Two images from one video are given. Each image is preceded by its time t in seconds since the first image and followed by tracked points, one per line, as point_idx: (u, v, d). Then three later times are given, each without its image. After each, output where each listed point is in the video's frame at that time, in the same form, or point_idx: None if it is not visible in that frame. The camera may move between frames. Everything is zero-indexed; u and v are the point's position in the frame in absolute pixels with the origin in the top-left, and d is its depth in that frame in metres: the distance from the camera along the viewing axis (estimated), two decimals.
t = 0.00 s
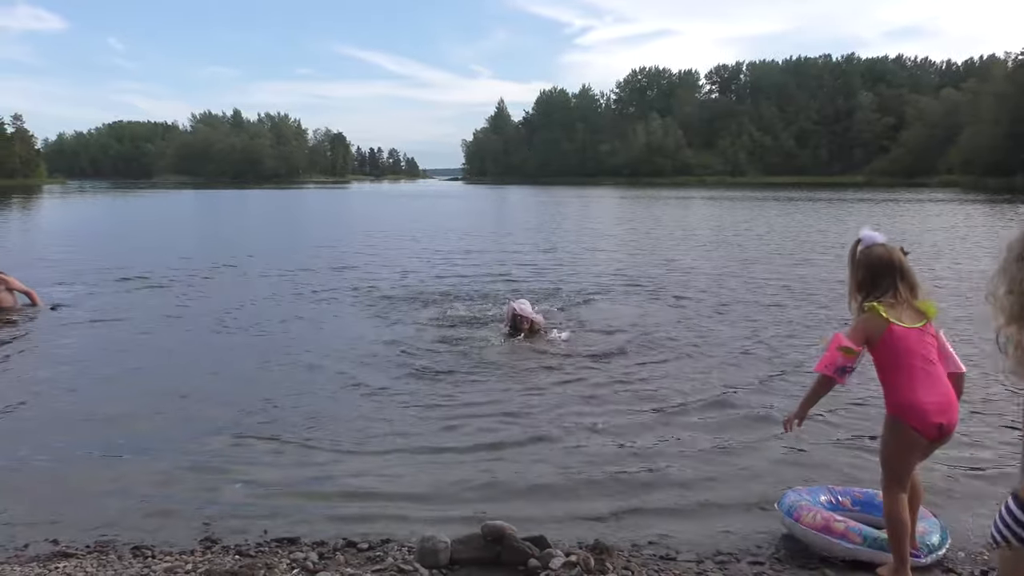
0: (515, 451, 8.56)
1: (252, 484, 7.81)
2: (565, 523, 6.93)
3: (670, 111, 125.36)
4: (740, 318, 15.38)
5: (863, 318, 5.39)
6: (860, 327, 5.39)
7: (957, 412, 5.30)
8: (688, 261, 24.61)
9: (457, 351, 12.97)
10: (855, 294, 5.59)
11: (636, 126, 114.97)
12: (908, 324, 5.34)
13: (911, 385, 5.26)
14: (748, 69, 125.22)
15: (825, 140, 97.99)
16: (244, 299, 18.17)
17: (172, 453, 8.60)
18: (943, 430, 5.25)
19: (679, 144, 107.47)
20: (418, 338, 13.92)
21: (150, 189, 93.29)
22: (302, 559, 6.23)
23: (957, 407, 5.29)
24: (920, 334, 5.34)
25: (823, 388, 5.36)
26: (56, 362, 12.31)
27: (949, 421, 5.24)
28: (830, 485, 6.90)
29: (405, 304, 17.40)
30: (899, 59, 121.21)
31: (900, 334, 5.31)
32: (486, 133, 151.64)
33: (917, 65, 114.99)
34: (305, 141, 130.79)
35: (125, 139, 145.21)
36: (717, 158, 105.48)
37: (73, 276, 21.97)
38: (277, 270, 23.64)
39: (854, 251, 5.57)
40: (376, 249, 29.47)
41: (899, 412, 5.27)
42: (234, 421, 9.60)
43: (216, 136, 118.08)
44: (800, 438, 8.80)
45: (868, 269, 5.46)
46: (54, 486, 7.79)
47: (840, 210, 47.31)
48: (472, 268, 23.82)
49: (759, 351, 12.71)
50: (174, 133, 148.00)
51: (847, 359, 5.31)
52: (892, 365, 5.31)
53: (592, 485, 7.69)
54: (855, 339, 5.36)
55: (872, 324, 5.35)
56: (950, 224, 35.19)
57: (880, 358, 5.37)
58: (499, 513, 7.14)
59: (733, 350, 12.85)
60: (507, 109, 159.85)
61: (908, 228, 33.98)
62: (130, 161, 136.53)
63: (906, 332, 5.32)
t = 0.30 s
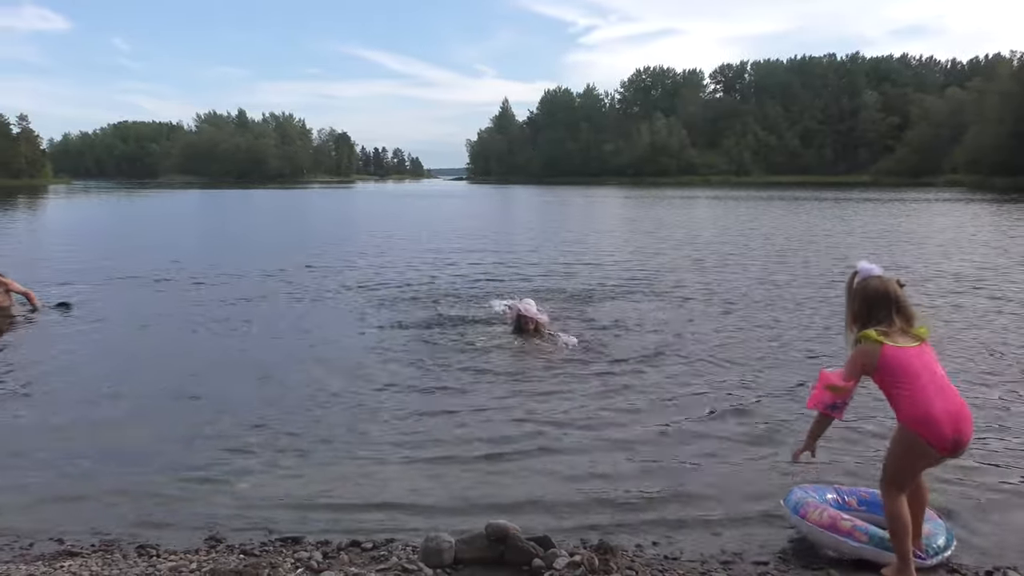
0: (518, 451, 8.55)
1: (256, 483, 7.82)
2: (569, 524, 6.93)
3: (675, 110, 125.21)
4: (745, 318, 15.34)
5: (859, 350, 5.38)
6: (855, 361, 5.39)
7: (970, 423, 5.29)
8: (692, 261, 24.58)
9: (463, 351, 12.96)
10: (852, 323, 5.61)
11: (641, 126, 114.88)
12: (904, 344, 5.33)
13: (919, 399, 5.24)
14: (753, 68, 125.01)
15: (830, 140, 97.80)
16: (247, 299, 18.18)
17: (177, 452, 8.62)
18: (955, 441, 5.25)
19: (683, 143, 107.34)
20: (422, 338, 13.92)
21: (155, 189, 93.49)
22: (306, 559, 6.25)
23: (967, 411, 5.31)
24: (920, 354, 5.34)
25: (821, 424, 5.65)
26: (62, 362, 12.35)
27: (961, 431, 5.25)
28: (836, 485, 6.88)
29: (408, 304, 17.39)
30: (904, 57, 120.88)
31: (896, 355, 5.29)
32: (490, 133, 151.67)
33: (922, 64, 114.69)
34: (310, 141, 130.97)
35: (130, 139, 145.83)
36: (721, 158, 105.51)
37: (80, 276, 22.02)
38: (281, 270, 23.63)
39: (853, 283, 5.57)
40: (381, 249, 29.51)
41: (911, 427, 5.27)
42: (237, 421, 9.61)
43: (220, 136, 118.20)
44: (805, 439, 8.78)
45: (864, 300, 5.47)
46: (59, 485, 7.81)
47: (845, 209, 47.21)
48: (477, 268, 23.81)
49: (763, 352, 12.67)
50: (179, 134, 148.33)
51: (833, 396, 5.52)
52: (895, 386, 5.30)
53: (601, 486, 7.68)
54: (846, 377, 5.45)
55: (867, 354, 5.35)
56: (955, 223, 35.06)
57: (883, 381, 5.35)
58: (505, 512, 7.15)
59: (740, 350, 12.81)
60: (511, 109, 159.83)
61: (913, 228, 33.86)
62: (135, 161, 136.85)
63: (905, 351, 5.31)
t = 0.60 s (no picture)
0: (526, 451, 8.55)
1: (265, 483, 7.84)
2: (578, 522, 6.93)
3: (684, 109, 124.79)
4: (756, 318, 15.26)
5: (865, 405, 5.82)
6: (861, 416, 5.82)
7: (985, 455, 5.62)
8: (702, 260, 24.48)
9: (472, 350, 12.96)
10: (856, 383, 6.06)
11: (650, 125, 114.56)
12: (905, 392, 5.76)
13: (933, 436, 5.58)
14: (762, 67, 124.58)
15: (840, 138, 97.30)
16: (257, 299, 18.18)
17: (188, 451, 8.65)
18: (974, 473, 5.56)
19: (693, 142, 107.04)
20: (430, 338, 13.90)
21: (165, 189, 93.65)
22: (317, 557, 6.27)
23: (983, 441, 5.63)
24: (926, 399, 5.74)
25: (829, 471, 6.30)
26: (73, 361, 12.39)
27: (978, 462, 5.57)
28: (847, 486, 6.85)
29: (417, 303, 17.39)
30: (915, 55, 120.21)
31: (900, 403, 5.70)
32: (499, 132, 151.60)
33: (933, 62, 114.06)
34: (319, 141, 131.09)
35: (140, 140, 146.45)
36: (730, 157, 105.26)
37: (89, 276, 22.04)
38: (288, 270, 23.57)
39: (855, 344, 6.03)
40: (389, 249, 29.53)
41: (931, 463, 5.59)
42: (248, 420, 9.64)
43: (230, 136, 118.17)
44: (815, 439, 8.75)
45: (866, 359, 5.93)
46: (72, 483, 7.86)
47: (855, 208, 46.94)
48: (485, 267, 23.76)
49: (773, 351, 12.62)
50: (189, 133, 148.65)
51: (833, 452, 6.06)
52: (907, 430, 5.66)
53: (610, 485, 7.67)
54: (851, 433, 5.91)
55: (873, 407, 5.77)
56: (966, 222, 34.80)
57: (893, 428, 5.72)
58: (515, 512, 7.15)
59: (750, 349, 12.77)
60: (521, 108, 159.72)
61: (925, 227, 33.62)
62: (145, 161, 137.22)
63: (909, 397, 5.72)
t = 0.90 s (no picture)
0: (536, 451, 8.54)
1: (275, 482, 7.86)
2: (587, 522, 6.93)
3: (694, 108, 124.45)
4: (766, 317, 15.20)
5: (873, 421, 5.84)
6: (870, 432, 5.84)
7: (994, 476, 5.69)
8: (713, 260, 24.39)
9: (481, 350, 12.95)
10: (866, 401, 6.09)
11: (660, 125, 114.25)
12: (914, 410, 5.81)
13: (942, 455, 5.65)
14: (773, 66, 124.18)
15: (852, 137, 96.86)
16: (266, 299, 18.20)
17: (200, 450, 8.69)
18: (983, 493, 5.63)
19: (703, 142, 106.93)
20: (439, 337, 13.91)
21: (176, 189, 93.87)
22: (327, 556, 6.30)
23: (991, 461, 5.69)
24: (936, 419, 5.79)
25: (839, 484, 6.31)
26: (85, 360, 12.45)
27: (987, 482, 5.64)
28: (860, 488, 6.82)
29: (426, 303, 17.39)
30: (927, 53, 119.62)
31: (908, 421, 5.73)
32: (509, 131, 151.49)
33: (945, 60, 113.47)
34: (329, 140, 131.27)
35: (151, 140, 147.02)
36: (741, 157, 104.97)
37: (99, 276, 22.06)
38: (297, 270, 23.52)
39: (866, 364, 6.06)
40: (398, 249, 29.41)
41: (939, 481, 5.65)
42: (258, 418, 9.68)
43: (241, 136, 118.35)
44: (826, 438, 8.72)
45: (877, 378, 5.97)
46: (85, 481, 7.92)
47: (867, 208, 46.72)
48: (495, 267, 23.74)
49: (784, 351, 12.57)
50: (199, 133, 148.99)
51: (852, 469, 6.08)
52: (916, 449, 5.70)
53: (621, 485, 7.66)
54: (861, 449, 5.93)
55: (882, 423, 5.78)
56: (979, 222, 34.63)
57: (902, 446, 5.75)
58: (525, 511, 7.16)
59: (761, 349, 12.71)
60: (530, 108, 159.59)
61: (937, 227, 33.44)
62: (157, 161, 137.54)
63: (919, 415, 5.77)
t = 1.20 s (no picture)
0: (552, 451, 8.53)
1: (292, 480, 7.90)
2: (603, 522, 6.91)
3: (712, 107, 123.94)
4: (784, 317, 15.11)
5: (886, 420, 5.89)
6: (885, 434, 5.84)
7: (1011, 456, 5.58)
8: (730, 259, 24.28)
9: (499, 349, 12.94)
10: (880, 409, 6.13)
11: (678, 123, 113.81)
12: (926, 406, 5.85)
13: (954, 434, 5.58)
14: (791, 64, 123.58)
15: (871, 136, 96.23)
16: (283, 298, 18.25)
17: (217, 449, 8.73)
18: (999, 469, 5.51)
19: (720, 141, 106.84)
20: (455, 337, 13.91)
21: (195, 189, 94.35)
22: (345, 554, 6.32)
23: (1006, 442, 5.62)
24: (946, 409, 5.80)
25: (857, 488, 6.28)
26: (104, 359, 12.53)
27: (1002, 459, 5.53)
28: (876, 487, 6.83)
29: (443, 302, 17.41)
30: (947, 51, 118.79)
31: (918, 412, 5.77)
32: (526, 130, 151.48)
33: (966, 57, 112.62)
34: (346, 139, 131.70)
35: (171, 140, 148.06)
36: (759, 156, 104.32)
37: (117, 276, 22.10)
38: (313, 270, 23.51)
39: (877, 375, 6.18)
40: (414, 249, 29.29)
41: (955, 463, 5.53)
42: (275, 418, 9.71)
43: (259, 136, 118.91)
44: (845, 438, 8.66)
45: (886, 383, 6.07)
46: (105, 480, 7.97)
47: (886, 206, 46.43)
48: (511, 266, 23.73)
49: (801, 351, 12.50)
50: (218, 133, 149.80)
51: (856, 465, 6.05)
52: (927, 434, 5.65)
53: (636, 484, 7.64)
54: (874, 448, 5.92)
55: (896, 423, 5.78)
56: (999, 220, 34.36)
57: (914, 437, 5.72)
58: (542, 510, 7.16)
59: (781, 349, 12.63)
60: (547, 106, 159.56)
61: (957, 225, 33.19)
62: (176, 160, 138.37)
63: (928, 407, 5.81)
